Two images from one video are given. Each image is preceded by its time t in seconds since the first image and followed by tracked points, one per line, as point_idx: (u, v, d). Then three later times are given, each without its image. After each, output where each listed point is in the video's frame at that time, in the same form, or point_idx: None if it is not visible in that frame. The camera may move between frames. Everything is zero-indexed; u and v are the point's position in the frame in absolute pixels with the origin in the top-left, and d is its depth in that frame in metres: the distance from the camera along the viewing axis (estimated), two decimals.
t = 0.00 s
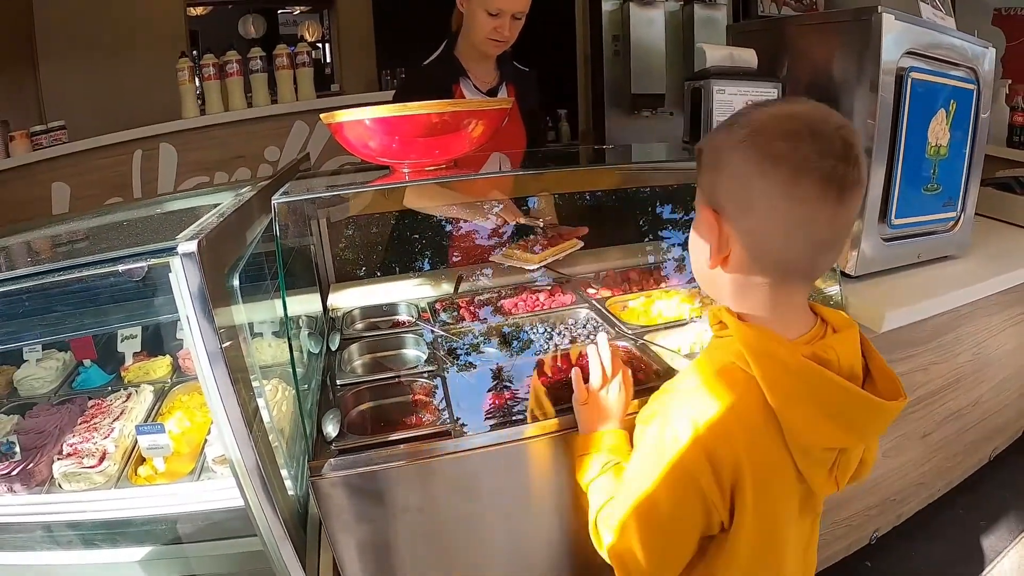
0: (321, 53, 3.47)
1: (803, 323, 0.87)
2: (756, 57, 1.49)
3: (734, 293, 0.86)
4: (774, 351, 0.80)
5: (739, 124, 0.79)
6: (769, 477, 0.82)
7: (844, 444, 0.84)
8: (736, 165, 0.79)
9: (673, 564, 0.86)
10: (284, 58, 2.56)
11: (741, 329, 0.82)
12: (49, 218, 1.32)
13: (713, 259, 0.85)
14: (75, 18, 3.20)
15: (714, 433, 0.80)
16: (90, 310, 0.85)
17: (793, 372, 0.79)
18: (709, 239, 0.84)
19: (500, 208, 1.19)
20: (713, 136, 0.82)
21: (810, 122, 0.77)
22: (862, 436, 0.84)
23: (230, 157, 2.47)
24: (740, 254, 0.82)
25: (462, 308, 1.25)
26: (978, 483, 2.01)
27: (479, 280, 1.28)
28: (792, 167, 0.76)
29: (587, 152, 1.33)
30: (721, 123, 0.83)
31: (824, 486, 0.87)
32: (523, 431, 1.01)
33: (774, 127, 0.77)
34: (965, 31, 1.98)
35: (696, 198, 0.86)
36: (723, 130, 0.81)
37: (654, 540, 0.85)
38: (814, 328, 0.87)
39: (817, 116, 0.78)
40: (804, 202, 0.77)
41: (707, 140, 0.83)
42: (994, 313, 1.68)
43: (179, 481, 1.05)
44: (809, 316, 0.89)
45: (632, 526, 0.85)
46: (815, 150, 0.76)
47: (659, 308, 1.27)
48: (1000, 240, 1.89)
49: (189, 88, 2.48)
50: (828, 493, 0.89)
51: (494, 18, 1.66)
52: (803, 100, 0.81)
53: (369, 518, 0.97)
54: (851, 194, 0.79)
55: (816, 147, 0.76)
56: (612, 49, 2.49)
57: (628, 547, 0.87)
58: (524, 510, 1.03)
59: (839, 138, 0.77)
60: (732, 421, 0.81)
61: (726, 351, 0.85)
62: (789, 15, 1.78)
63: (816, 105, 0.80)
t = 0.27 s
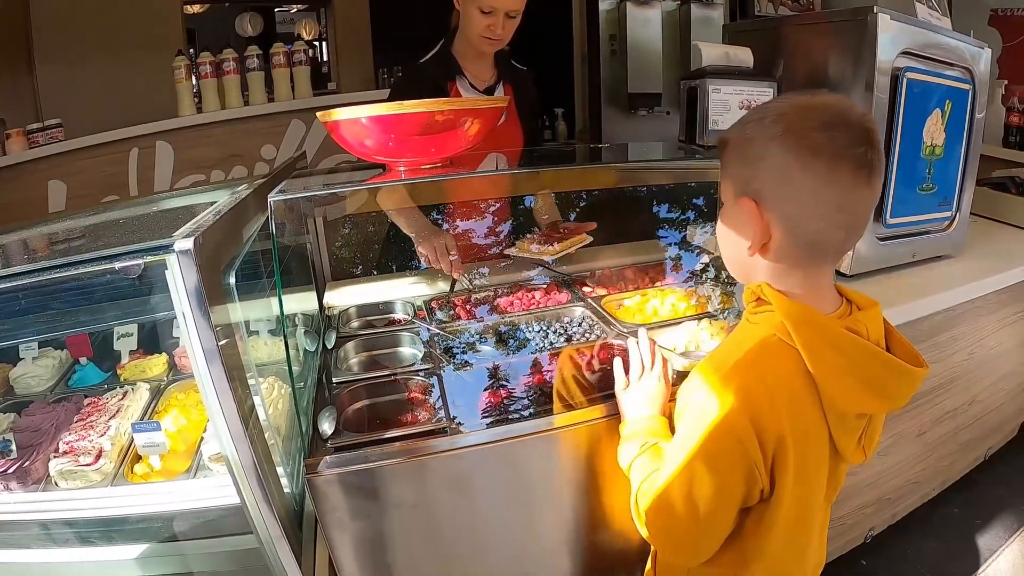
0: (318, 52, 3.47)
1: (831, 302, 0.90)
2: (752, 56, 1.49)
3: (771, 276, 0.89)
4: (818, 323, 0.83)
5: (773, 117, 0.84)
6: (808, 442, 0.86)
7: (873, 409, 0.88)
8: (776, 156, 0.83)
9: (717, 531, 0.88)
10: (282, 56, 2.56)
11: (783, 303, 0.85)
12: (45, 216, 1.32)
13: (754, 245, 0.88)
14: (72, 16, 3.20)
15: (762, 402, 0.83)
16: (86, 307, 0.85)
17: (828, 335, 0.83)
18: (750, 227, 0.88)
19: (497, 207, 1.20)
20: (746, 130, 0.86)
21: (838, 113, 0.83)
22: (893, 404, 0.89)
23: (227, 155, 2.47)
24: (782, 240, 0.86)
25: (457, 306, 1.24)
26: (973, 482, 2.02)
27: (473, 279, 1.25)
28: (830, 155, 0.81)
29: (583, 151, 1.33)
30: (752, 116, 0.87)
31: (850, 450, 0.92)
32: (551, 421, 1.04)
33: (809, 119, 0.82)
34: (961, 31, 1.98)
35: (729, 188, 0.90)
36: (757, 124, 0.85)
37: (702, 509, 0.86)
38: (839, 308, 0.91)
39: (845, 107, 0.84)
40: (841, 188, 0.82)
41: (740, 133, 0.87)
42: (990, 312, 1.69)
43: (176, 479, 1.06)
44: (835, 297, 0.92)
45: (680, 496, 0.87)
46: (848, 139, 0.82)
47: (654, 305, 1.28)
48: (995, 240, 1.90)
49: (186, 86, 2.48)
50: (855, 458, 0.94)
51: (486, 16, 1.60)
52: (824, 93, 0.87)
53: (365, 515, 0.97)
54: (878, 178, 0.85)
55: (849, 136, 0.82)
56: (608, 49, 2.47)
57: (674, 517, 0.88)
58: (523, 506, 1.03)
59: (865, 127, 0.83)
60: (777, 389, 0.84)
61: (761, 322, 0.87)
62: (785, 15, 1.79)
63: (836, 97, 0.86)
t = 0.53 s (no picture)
0: (318, 51, 3.48)
1: (831, 300, 0.91)
2: (751, 57, 1.50)
3: (773, 274, 0.89)
4: (818, 318, 0.84)
5: (775, 117, 0.83)
6: (808, 437, 0.86)
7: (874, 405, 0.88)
8: (780, 157, 0.82)
9: (714, 527, 0.87)
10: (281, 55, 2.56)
11: (786, 298, 0.85)
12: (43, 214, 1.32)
13: (758, 245, 0.88)
14: (72, 13, 3.20)
15: (765, 396, 0.83)
16: (85, 305, 0.85)
17: (828, 330, 0.84)
18: (754, 227, 0.87)
19: (497, 206, 1.21)
20: (747, 130, 0.85)
21: (837, 112, 0.83)
22: (892, 402, 0.89)
23: (226, 154, 2.47)
24: (787, 239, 0.86)
25: (456, 306, 1.25)
26: (971, 483, 2.02)
27: (473, 278, 1.26)
28: (833, 152, 0.81)
29: (583, 151, 1.33)
30: (751, 117, 0.86)
31: (848, 447, 0.92)
32: (550, 421, 1.03)
33: (810, 118, 0.82)
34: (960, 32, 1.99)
35: (730, 187, 0.89)
36: (758, 124, 0.84)
37: (699, 504, 0.85)
38: (839, 307, 0.91)
39: (842, 106, 0.84)
40: (844, 185, 0.82)
41: (740, 134, 0.86)
42: (989, 314, 1.69)
43: (174, 477, 1.06)
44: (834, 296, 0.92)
45: (678, 490, 0.86)
46: (849, 136, 0.82)
47: (653, 306, 1.27)
48: (994, 241, 1.90)
49: (185, 84, 2.48)
50: (852, 457, 0.94)
51: (489, 15, 1.58)
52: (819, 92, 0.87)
53: (364, 515, 0.97)
54: (875, 175, 0.86)
55: (850, 133, 0.82)
56: (607, 49, 2.47)
57: (670, 510, 0.87)
58: (520, 505, 1.03)
59: (863, 126, 0.84)
60: (780, 384, 0.83)
61: (762, 318, 0.87)
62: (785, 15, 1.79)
63: (831, 96, 0.87)
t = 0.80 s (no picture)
0: (320, 51, 3.49)
1: (831, 301, 0.91)
2: (753, 57, 1.50)
3: (774, 275, 0.89)
4: (821, 318, 0.84)
5: (773, 117, 0.83)
6: (814, 439, 0.86)
7: (877, 404, 0.88)
8: (779, 157, 0.82)
9: (719, 531, 0.86)
10: (283, 55, 2.57)
11: (789, 299, 0.85)
12: (44, 214, 1.32)
13: (760, 247, 0.87)
14: (73, 13, 3.20)
15: (771, 398, 0.82)
16: (87, 305, 0.86)
17: (832, 329, 0.84)
18: (755, 228, 0.87)
19: (497, 209, 1.21)
20: (745, 131, 0.85)
21: (834, 112, 0.84)
22: (896, 401, 0.89)
23: (227, 153, 2.47)
24: (788, 240, 0.85)
25: (457, 306, 1.25)
26: (972, 484, 2.02)
27: (474, 279, 1.28)
28: (832, 151, 0.81)
29: (585, 151, 1.33)
30: (749, 118, 0.86)
31: (852, 447, 0.92)
32: (551, 422, 1.03)
33: (808, 118, 0.82)
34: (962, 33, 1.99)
35: (729, 190, 0.88)
36: (757, 125, 0.84)
37: (704, 508, 0.85)
38: (840, 308, 0.91)
39: (839, 106, 0.85)
40: (844, 185, 0.82)
41: (738, 135, 0.86)
42: (990, 315, 1.69)
43: (176, 478, 1.06)
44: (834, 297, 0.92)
45: (684, 494, 0.85)
46: (847, 135, 0.82)
47: (655, 307, 1.27)
48: (995, 242, 1.90)
49: (187, 84, 2.48)
50: (856, 457, 0.94)
51: (496, 16, 1.57)
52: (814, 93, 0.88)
53: (365, 515, 0.97)
54: (873, 175, 0.86)
55: (849, 132, 0.83)
56: (609, 50, 2.49)
57: (676, 515, 0.87)
58: (521, 506, 1.03)
59: (860, 125, 0.84)
60: (785, 386, 0.83)
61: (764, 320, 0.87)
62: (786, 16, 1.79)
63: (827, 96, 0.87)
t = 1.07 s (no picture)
0: (321, 50, 3.48)
1: (832, 301, 0.90)
2: (754, 56, 1.50)
3: (775, 277, 0.88)
4: (822, 318, 0.83)
5: (771, 116, 0.83)
6: (815, 441, 0.85)
7: (879, 404, 0.88)
8: (779, 155, 0.82)
9: (720, 536, 0.85)
10: (284, 55, 2.57)
11: (790, 300, 0.84)
12: (45, 214, 1.32)
13: (762, 249, 0.87)
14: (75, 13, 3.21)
15: (772, 399, 0.82)
16: (87, 305, 0.85)
17: (833, 328, 0.83)
18: (756, 229, 0.86)
19: (500, 206, 1.21)
20: (744, 131, 0.85)
21: (832, 108, 0.83)
22: (898, 400, 0.89)
23: (229, 153, 2.47)
24: (790, 240, 0.85)
25: (459, 305, 1.25)
26: (975, 483, 2.01)
27: (476, 277, 1.27)
28: (833, 148, 0.81)
29: (587, 150, 1.32)
30: (747, 119, 0.86)
31: (855, 449, 0.91)
32: (551, 422, 1.03)
33: (806, 116, 0.82)
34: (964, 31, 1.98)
35: (729, 191, 0.88)
36: (755, 125, 0.84)
37: (704, 514, 0.84)
38: (839, 308, 0.91)
39: (837, 102, 0.85)
40: (845, 181, 0.82)
41: (736, 136, 0.86)
42: (993, 313, 1.69)
43: (177, 477, 1.05)
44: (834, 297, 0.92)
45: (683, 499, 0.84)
46: (847, 131, 0.82)
47: (656, 305, 1.27)
48: (997, 241, 1.90)
49: (188, 84, 2.48)
50: (858, 458, 0.93)
51: (496, 13, 1.58)
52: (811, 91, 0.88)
53: (367, 513, 0.97)
54: (874, 170, 0.86)
55: (848, 128, 0.82)
56: (611, 48, 2.49)
57: (675, 520, 0.86)
58: (523, 505, 1.03)
59: (859, 121, 0.84)
60: (786, 387, 0.82)
61: (764, 322, 0.86)
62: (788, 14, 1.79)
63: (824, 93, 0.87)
